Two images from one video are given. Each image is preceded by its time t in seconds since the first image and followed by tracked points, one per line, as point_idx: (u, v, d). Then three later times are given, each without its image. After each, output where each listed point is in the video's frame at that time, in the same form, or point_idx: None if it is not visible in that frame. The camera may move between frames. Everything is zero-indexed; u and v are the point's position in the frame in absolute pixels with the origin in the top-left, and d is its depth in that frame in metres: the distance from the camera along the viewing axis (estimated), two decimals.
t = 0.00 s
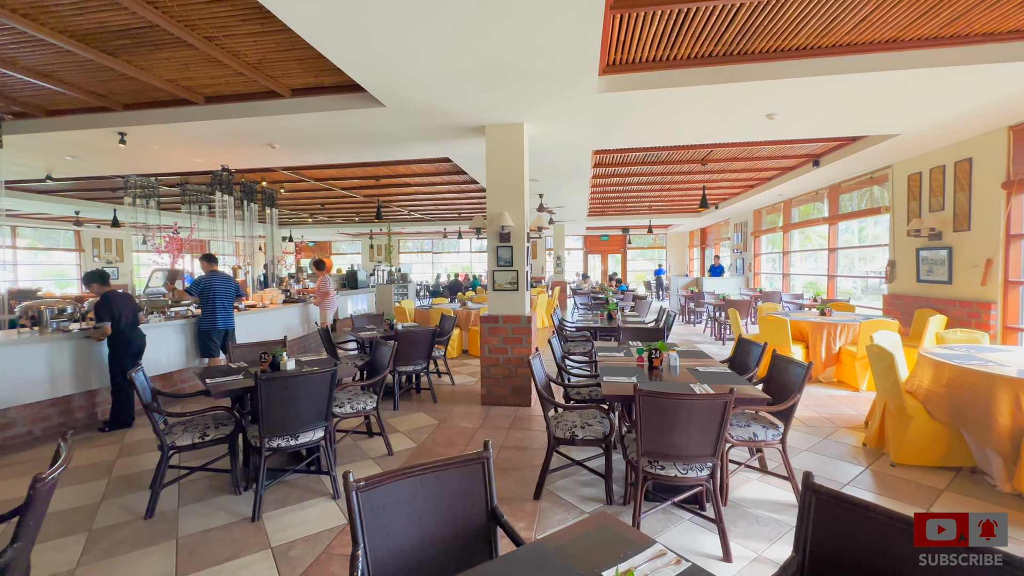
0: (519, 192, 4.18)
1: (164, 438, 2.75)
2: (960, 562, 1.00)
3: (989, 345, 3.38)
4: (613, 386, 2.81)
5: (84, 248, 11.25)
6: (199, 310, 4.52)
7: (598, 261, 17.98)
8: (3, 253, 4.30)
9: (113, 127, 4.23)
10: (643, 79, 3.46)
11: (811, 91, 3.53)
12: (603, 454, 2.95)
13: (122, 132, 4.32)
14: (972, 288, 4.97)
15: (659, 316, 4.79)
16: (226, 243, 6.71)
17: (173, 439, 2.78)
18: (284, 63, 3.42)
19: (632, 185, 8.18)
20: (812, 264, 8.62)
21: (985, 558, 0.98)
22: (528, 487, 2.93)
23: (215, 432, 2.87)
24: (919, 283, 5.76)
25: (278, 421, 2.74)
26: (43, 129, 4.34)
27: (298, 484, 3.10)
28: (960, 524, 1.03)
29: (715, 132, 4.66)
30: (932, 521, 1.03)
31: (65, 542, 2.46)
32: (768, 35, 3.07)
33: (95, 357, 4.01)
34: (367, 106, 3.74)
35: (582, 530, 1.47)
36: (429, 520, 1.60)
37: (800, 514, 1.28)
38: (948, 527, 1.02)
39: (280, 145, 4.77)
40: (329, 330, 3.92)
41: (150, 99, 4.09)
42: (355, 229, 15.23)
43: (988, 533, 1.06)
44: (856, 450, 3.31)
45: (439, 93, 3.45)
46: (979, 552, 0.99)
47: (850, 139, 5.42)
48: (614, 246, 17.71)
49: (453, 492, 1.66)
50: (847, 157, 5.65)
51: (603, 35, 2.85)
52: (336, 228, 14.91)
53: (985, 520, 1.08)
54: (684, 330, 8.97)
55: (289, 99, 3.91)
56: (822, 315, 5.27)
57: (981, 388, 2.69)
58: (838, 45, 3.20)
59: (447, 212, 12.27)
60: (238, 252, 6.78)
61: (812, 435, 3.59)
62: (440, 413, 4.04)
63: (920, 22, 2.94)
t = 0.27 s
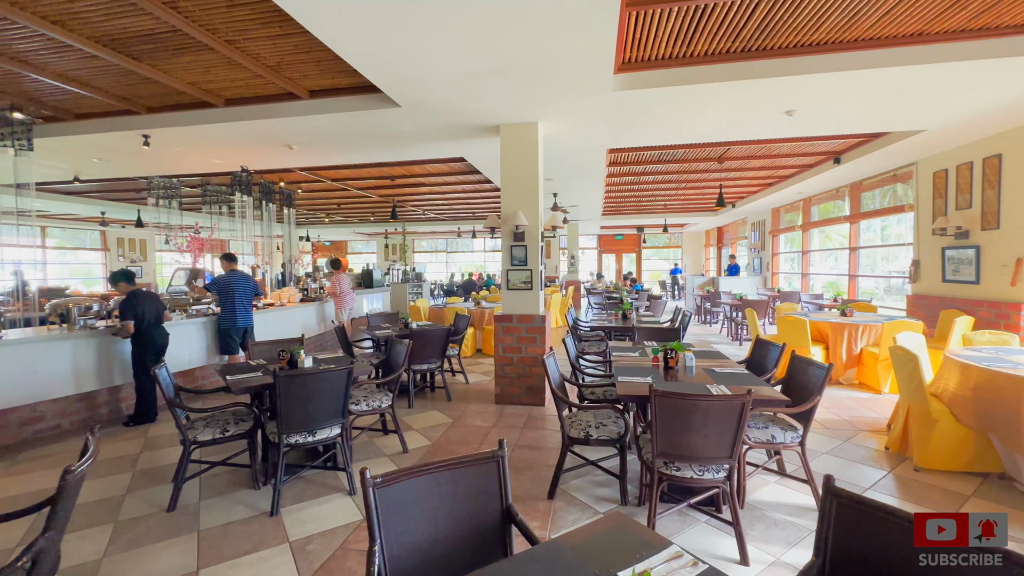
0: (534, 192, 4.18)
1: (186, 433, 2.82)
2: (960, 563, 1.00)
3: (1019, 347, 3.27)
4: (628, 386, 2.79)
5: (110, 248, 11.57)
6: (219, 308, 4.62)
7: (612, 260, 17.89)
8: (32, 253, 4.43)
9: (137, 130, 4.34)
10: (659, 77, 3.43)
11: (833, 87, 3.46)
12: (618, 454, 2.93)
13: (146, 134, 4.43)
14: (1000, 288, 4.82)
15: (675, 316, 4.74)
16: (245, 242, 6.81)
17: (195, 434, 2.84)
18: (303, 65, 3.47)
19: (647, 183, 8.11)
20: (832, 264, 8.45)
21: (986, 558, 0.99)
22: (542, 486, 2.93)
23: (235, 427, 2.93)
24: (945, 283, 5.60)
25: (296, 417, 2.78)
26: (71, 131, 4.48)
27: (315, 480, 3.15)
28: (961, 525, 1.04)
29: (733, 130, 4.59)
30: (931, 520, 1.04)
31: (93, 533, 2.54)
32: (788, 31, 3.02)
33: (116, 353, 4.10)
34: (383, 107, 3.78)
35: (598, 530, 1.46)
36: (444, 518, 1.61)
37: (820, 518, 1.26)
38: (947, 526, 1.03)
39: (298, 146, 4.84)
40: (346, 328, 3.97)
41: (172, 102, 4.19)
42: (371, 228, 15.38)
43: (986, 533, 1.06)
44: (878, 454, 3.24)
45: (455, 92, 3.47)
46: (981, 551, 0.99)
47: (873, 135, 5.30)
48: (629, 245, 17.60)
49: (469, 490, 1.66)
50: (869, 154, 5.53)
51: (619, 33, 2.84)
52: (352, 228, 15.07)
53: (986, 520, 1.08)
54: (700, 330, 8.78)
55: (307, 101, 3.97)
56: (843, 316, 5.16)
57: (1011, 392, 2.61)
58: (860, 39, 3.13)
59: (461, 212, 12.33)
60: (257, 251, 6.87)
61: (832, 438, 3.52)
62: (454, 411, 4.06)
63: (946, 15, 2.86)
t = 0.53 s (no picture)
0: (550, 191, 4.18)
1: (209, 428, 2.88)
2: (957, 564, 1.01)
3: None
4: (644, 386, 2.77)
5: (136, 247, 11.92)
6: (240, 306, 4.71)
7: (628, 259, 17.76)
8: (62, 251, 4.73)
9: (162, 132, 4.45)
10: (678, 74, 3.40)
11: (857, 82, 3.38)
12: (634, 455, 2.91)
13: (170, 137, 4.54)
14: None
15: (692, 316, 4.68)
16: (265, 242, 6.94)
17: (218, 430, 2.91)
18: (321, 67, 3.53)
19: (664, 182, 8.03)
20: (855, 263, 8.26)
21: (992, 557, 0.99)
22: (557, 486, 2.93)
23: (256, 423, 2.99)
24: (974, 283, 5.43)
25: (315, 414, 2.83)
26: (100, 134, 4.62)
27: (333, 476, 3.19)
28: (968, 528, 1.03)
29: (753, 127, 4.52)
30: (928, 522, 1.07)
31: (121, 524, 2.62)
32: (810, 25, 2.96)
33: (141, 349, 4.18)
34: (400, 107, 3.81)
35: (614, 531, 1.45)
36: (461, 516, 1.62)
37: (843, 525, 1.23)
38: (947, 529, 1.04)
39: (316, 147, 4.91)
40: (363, 327, 4.02)
41: (195, 105, 4.29)
42: (387, 228, 15.53)
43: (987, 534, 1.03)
44: (903, 458, 3.15)
45: (471, 92, 3.48)
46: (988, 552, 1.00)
47: (899, 132, 5.16)
48: (645, 244, 17.46)
49: (485, 488, 1.67)
50: (895, 151, 5.38)
51: (636, 30, 2.81)
52: (369, 227, 15.24)
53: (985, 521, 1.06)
54: (717, 330, 8.81)
55: (325, 102, 4.02)
56: (866, 317, 5.04)
57: None
58: (886, 32, 3.05)
59: (476, 212, 12.37)
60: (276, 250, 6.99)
61: (855, 442, 3.44)
62: (470, 410, 4.08)
63: (977, 6, 2.78)
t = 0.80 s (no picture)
0: (565, 190, 4.16)
1: (230, 423, 2.95)
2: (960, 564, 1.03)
3: None
4: (661, 387, 2.75)
5: (160, 247, 12.24)
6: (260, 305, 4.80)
7: (643, 259, 17.61)
8: (87, 250, 4.74)
9: (185, 134, 4.56)
10: (696, 71, 3.36)
11: (882, 77, 3.30)
12: (650, 456, 2.89)
13: (193, 139, 4.65)
14: None
15: (709, 316, 4.62)
16: (284, 241, 7.06)
17: (239, 425, 2.97)
18: (340, 68, 3.57)
19: (680, 180, 7.94)
20: (878, 263, 8.07)
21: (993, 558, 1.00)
22: (572, 486, 2.92)
23: (276, 420, 3.05)
24: (1004, 284, 5.25)
25: (332, 411, 2.87)
26: (126, 137, 4.75)
27: (350, 473, 3.24)
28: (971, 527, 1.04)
29: (773, 124, 4.44)
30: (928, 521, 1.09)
31: (147, 515, 2.69)
32: (832, 19, 2.90)
33: (168, 348, 4.35)
34: (415, 107, 3.84)
35: (632, 532, 1.45)
36: (478, 513, 1.63)
37: (867, 528, 1.20)
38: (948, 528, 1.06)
39: (333, 148, 4.97)
40: (379, 325, 4.06)
41: (217, 107, 4.38)
42: (403, 227, 15.66)
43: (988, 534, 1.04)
44: (928, 463, 3.07)
45: (486, 92, 3.49)
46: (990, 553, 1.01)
47: (926, 127, 5.02)
48: (660, 243, 17.31)
49: (502, 486, 1.68)
50: (921, 147, 5.24)
51: (654, 27, 2.78)
52: (385, 227, 15.39)
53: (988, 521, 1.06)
54: (735, 330, 8.77)
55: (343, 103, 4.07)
56: (890, 318, 4.92)
57: None
58: (913, 25, 2.98)
59: (491, 211, 12.40)
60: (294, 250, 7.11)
61: (878, 446, 3.36)
62: (484, 409, 4.10)
63: None
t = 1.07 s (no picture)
0: (581, 188, 4.14)
1: (252, 418, 3.01)
2: (963, 563, 1.03)
3: None
4: (678, 387, 2.72)
5: (183, 246, 12.54)
6: (280, 303, 4.90)
7: (660, 258, 17.44)
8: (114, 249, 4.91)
9: (207, 136, 4.66)
10: (716, 67, 3.30)
11: (909, 70, 3.20)
12: (666, 456, 2.87)
13: (215, 140, 4.75)
14: None
15: (727, 316, 4.56)
16: (303, 240, 7.18)
17: (259, 421, 3.03)
18: (357, 69, 3.61)
19: (698, 178, 7.84)
20: (903, 262, 7.85)
21: (996, 557, 1.00)
22: (588, 485, 2.91)
23: (295, 415, 3.10)
24: None
25: (350, 408, 2.91)
26: (152, 139, 4.88)
27: (367, 469, 3.28)
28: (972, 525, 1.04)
29: (794, 120, 4.34)
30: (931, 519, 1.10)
31: (172, 507, 2.77)
32: (857, 12, 2.83)
33: (195, 343, 4.45)
34: (432, 107, 3.86)
35: (649, 533, 1.44)
36: (494, 511, 1.64)
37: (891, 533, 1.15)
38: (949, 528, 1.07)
39: (350, 147, 5.03)
40: (396, 324, 4.10)
41: (238, 109, 4.47)
42: (419, 226, 15.76)
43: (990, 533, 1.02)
44: (956, 469, 2.98)
45: (502, 91, 3.49)
46: (991, 552, 1.00)
47: (956, 122, 4.86)
48: (677, 242, 17.12)
49: (518, 485, 1.68)
50: (950, 142, 5.07)
51: (672, 23, 2.75)
52: (402, 226, 15.51)
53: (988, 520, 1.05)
54: (754, 330, 8.63)
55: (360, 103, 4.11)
56: (916, 319, 4.79)
57: None
58: (942, 17, 2.89)
59: (506, 210, 12.41)
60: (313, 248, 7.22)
61: (903, 450, 3.27)
62: (500, 407, 4.11)
63: None
